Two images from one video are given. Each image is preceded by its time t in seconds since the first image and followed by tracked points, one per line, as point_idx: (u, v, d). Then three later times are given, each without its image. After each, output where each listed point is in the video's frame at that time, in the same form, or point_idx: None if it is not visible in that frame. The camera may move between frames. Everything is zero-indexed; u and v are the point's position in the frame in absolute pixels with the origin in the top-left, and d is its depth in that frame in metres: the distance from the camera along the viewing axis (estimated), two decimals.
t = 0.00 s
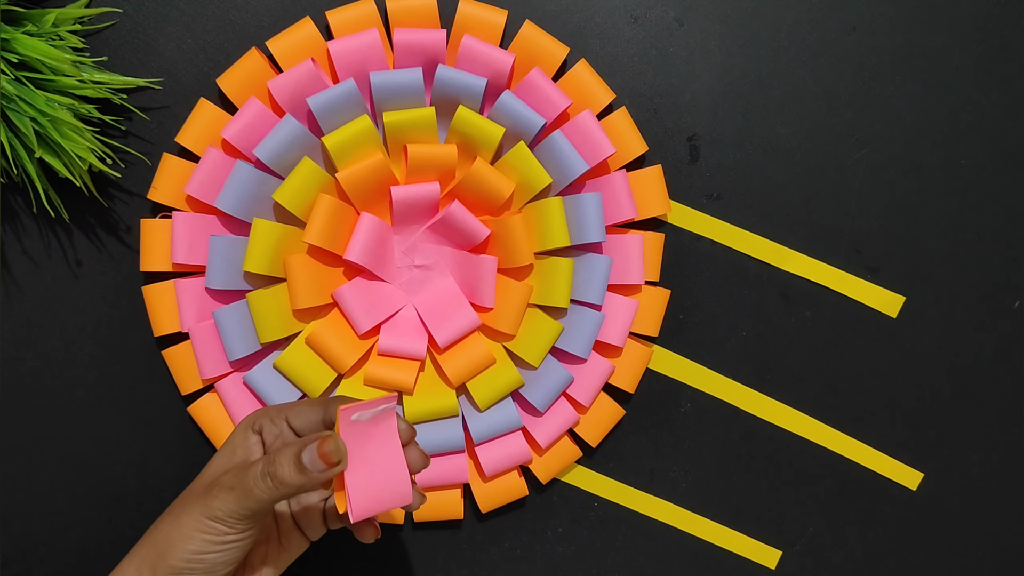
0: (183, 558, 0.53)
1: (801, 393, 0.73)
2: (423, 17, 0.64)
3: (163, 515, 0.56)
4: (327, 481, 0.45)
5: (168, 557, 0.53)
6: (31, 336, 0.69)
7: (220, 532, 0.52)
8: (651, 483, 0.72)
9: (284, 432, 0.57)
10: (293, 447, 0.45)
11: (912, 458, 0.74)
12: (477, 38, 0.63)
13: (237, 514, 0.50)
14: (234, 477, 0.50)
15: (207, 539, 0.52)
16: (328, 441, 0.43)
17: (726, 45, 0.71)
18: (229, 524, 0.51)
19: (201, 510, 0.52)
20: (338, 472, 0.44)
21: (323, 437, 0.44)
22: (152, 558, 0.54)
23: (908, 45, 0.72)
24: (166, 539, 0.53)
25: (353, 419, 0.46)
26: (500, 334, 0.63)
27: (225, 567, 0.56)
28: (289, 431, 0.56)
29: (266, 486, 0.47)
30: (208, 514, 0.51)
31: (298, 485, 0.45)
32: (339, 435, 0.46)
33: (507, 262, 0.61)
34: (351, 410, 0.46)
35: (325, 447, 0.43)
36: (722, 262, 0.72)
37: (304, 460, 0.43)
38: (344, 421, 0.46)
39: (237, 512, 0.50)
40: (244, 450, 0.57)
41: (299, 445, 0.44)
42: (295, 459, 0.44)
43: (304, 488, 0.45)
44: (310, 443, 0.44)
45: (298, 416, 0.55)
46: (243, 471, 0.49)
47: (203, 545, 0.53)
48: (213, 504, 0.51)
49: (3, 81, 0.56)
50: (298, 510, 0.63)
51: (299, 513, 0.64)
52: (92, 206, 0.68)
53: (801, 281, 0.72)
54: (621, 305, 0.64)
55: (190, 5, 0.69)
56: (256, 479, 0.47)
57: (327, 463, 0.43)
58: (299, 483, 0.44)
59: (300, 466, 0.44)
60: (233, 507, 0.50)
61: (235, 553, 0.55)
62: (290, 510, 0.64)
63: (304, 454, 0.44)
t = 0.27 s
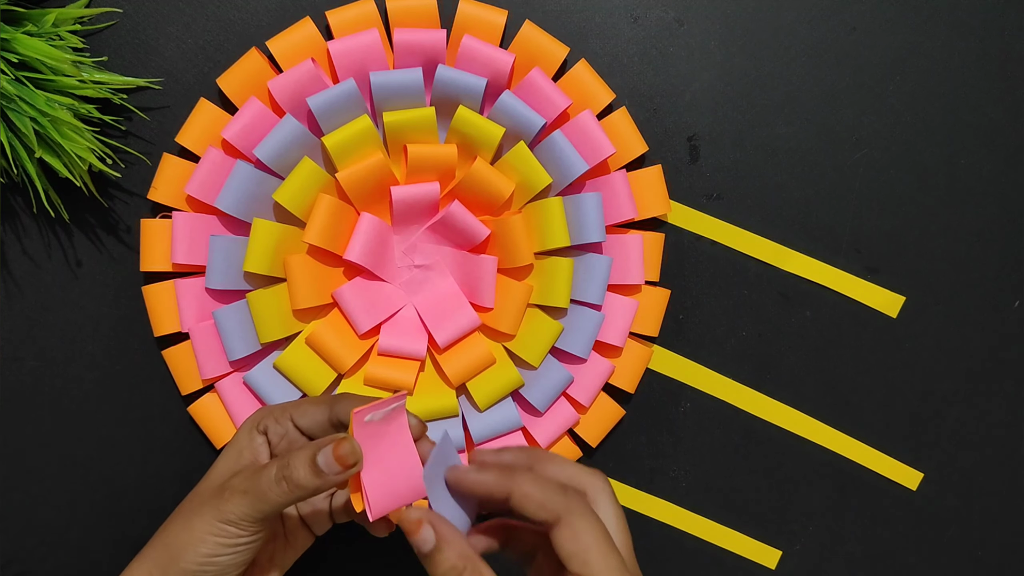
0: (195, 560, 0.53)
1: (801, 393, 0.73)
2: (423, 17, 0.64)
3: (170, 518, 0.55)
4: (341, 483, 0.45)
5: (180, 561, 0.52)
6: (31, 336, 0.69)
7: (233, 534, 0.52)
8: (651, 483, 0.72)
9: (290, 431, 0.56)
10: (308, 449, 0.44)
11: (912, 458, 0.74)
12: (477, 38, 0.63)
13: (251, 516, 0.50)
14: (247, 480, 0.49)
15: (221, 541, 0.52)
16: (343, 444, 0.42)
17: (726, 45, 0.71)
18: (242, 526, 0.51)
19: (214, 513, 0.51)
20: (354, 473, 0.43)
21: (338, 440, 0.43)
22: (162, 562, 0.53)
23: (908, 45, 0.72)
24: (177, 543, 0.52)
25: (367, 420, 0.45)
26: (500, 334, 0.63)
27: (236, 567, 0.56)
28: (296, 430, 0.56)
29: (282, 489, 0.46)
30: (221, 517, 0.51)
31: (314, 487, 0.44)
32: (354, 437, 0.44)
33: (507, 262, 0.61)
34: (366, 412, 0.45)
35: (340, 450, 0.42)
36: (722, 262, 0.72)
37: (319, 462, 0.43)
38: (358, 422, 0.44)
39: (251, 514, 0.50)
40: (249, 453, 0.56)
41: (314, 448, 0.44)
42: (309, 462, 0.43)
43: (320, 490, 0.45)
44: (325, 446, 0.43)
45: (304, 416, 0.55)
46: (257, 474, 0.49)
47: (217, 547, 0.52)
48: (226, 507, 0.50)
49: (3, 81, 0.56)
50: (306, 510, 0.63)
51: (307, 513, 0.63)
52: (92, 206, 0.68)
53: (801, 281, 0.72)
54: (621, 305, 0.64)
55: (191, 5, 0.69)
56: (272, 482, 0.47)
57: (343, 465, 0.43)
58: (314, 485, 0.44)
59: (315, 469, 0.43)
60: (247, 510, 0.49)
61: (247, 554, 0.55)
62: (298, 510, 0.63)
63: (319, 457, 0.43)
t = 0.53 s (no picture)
0: (205, 563, 0.52)
1: (801, 393, 0.73)
2: (423, 16, 0.64)
3: (176, 522, 0.54)
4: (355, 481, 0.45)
5: (189, 564, 0.52)
6: (31, 336, 0.69)
7: (244, 536, 0.51)
8: (651, 483, 0.72)
9: (296, 432, 0.56)
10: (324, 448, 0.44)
11: (911, 458, 0.74)
12: (477, 38, 0.63)
13: (263, 517, 0.50)
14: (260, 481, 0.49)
15: (232, 542, 0.52)
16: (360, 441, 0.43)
17: (726, 45, 0.71)
18: (254, 527, 0.51)
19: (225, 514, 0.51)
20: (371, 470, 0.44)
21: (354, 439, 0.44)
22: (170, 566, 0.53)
23: (908, 44, 0.72)
24: (186, 547, 0.52)
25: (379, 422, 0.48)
26: (500, 334, 0.63)
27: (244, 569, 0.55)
28: (301, 430, 0.56)
29: (296, 488, 0.46)
30: (233, 519, 0.51)
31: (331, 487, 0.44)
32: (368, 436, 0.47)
33: (507, 262, 0.61)
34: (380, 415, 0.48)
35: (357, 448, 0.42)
36: (722, 262, 0.72)
37: (335, 461, 0.43)
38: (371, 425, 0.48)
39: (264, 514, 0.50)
40: (256, 455, 0.56)
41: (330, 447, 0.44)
42: (325, 461, 0.44)
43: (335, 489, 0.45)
44: (340, 444, 0.44)
45: (310, 416, 0.55)
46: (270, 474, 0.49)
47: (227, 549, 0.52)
48: (238, 509, 0.50)
49: (3, 81, 0.56)
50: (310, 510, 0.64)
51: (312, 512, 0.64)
52: (92, 206, 0.68)
53: (801, 281, 0.72)
54: (621, 305, 0.64)
55: (191, 5, 0.69)
56: (286, 482, 0.47)
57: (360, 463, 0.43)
58: (330, 484, 0.44)
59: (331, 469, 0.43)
60: (260, 511, 0.49)
61: (256, 556, 0.54)
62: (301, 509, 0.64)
63: (335, 455, 0.43)
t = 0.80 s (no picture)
0: (204, 562, 0.52)
1: (802, 393, 0.73)
2: (423, 17, 0.64)
3: (174, 519, 0.54)
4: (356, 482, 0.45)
5: (189, 563, 0.52)
6: (31, 337, 0.69)
7: (243, 535, 0.52)
8: (651, 483, 0.72)
9: (293, 431, 0.56)
10: (323, 449, 0.44)
11: (911, 458, 0.74)
12: (477, 38, 0.63)
13: (262, 517, 0.50)
14: (258, 482, 0.49)
15: (231, 542, 0.52)
16: (359, 443, 0.42)
17: (726, 45, 0.71)
18: (252, 527, 0.51)
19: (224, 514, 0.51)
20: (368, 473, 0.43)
21: (353, 440, 0.43)
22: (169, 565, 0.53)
23: (908, 45, 0.72)
24: (186, 546, 0.52)
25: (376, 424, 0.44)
26: (500, 334, 0.63)
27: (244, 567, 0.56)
28: (298, 430, 0.55)
29: (296, 490, 0.46)
30: (232, 518, 0.51)
31: (331, 488, 0.44)
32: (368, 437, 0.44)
33: (507, 262, 0.61)
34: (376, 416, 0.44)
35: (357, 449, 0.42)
36: (722, 262, 0.72)
37: (334, 463, 0.42)
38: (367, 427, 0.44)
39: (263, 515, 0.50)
40: (253, 454, 0.56)
41: (328, 448, 0.43)
42: (324, 462, 0.43)
43: (334, 490, 0.44)
44: (339, 445, 0.43)
45: (306, 416, 0.55)
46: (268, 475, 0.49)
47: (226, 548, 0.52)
48: (237, 509, 0.50)
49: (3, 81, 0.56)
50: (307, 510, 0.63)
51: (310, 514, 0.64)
52: (92, 206, 0.68)
53: (801, 281, 0.72)
54: (621, 305, 0.64)
55: (191, 5, 0.69)
56: (285, 483, 0.47)
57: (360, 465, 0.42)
58: (329, 486, 0.43)
59: (331, 470, 0.43)
60: (258, 512, 0.50)
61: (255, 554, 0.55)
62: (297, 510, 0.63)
63: (334, 457, 0.42)
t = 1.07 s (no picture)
0: (207, 568, 0.52)
1: (801, 393, 0.73)
2: (423, 16, 0.64)
3: (181, 523, 0.54)
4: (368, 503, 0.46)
5: (192, 568, 0.52)
6: (31, 336, 0.69)
7: (249, 545, 0.52)
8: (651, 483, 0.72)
9: (313, 443, 0.56)
10: (342, 468, 0.45)
11: (911, 458, 0.74)
12: (477, 38, 0.63)
13: (271, 529, 0.50)
14: (272, 493, 0.50)
15: (237, 551, 0.52)
16: (376, 466, 0.43)
17: (726, 45, 0.71)
18: (259, 537, 0.51)
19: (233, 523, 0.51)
20: (382, 496, 0.44)
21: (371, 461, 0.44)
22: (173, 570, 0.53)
23: (908, 45, 0.72)
24: (190, 551, 0.52)
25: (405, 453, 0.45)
26: (500, 334, 0.63)
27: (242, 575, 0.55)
28: (318, 443, 0.56)
29: (309, 505, 0.47)
30: (241, 526, 0.51)
31: (343, 507, 0.45)
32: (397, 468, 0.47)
33: (507, 262, 0.61)
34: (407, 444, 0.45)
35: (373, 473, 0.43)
36: (722, 262, 0.72)
37: (350, 482, 0.44)
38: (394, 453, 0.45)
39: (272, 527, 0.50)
40: (268, 462, 0.55)
41: (348, 467, 0.45)
42: (342, 481, 0.44)
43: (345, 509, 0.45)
44: (357, 466, 0.44)
45: (329, 430, 0.55)
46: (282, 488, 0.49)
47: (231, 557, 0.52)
48: (247, 518, 0.51)
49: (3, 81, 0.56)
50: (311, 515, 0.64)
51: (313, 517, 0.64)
52: (92, 206, 0.68)
53: (800, 281, 0.72)
54: (621, 305, 0.64)
55: (191, 5, 0.69)
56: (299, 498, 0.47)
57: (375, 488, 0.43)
58: (342, 505, 0.45)
59: (346, 490, 0.44)
60: (269, 523, 0.50)
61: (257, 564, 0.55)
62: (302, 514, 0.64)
63: (351, 476, 0.44)
